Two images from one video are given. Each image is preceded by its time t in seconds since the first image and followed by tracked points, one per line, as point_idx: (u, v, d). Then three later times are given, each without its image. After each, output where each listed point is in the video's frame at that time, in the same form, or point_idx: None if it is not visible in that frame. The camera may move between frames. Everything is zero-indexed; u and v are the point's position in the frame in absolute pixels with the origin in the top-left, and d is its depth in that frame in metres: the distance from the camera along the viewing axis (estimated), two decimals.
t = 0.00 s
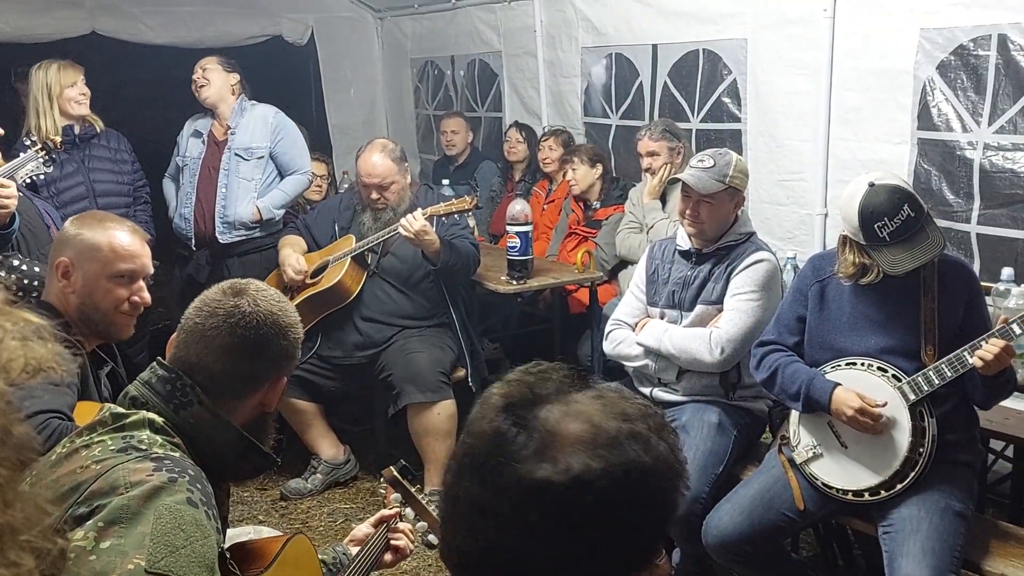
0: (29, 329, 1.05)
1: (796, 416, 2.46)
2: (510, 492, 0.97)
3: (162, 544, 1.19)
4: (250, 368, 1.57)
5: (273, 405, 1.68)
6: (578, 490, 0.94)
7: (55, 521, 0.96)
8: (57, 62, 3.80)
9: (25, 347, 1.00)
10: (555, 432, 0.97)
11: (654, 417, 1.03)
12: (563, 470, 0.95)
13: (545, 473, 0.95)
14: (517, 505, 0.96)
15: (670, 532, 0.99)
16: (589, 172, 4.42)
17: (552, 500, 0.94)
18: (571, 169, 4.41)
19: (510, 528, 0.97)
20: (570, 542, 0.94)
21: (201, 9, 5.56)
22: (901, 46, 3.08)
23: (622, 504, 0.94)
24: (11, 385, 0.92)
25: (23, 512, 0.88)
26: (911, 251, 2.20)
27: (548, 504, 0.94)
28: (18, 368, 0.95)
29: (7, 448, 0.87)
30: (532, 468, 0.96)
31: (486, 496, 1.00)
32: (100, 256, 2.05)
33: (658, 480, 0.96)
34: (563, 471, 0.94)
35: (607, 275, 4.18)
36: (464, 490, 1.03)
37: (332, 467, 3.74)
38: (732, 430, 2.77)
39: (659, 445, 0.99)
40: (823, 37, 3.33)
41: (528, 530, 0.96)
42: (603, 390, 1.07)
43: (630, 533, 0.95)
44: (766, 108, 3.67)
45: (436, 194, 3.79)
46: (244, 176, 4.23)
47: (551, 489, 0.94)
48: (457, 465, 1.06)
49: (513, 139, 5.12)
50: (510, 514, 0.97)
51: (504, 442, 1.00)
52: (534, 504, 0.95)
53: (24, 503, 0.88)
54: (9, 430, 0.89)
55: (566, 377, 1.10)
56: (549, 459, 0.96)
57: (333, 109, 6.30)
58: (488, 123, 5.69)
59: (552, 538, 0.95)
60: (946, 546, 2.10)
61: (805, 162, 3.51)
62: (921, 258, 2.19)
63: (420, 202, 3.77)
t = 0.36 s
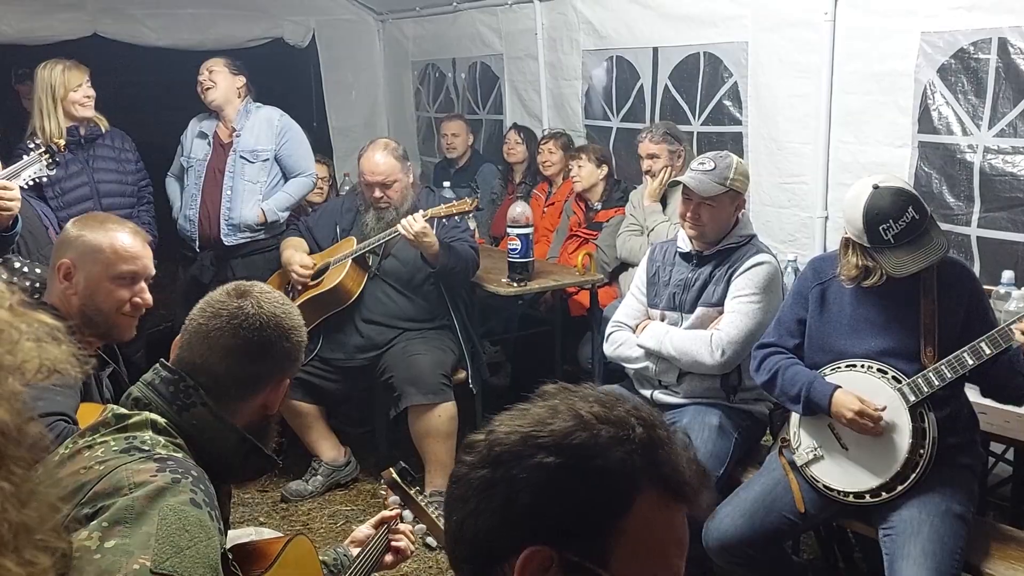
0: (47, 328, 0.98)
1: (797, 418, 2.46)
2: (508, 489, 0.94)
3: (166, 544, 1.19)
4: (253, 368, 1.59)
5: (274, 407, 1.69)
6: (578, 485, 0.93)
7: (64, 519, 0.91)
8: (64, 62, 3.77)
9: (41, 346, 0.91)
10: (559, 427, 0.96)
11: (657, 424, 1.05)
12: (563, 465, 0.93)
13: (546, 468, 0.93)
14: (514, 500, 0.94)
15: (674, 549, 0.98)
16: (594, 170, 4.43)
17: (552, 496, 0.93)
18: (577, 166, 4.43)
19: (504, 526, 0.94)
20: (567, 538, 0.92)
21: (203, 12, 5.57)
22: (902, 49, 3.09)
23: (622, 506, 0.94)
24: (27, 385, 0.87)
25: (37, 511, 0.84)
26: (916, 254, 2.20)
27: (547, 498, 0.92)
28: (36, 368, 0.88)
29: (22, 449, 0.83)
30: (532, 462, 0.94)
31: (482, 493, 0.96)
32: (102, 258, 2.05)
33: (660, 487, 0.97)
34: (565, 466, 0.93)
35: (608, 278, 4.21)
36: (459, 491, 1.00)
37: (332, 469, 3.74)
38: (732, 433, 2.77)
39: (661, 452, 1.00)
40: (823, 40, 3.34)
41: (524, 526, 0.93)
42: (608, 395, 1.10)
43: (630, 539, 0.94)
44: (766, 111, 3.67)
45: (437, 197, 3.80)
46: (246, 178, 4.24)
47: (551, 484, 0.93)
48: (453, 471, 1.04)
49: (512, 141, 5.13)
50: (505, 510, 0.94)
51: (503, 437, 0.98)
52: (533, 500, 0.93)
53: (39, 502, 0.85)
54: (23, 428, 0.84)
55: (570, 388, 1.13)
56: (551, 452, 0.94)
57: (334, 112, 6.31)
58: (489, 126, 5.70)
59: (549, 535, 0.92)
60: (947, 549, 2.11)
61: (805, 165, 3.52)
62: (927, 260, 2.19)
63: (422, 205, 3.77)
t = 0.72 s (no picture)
0: (49, 326, 0.97)
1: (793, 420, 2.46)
2: (530, 492, 0.96)
3: (164, 544, 1.19)
4: (240, 355, 1.59)
5: (272, 400, 1.65)
6: (600, 493, 0.95)
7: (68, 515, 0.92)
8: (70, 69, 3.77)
9: (45, 344, 0.92)
10: (586, 435, 0.98)
11: (685, 444, 1.05)
12: (587, 472, 0.95)
13: (571, 475, 0.95)
14: (535, 503, 0.96)
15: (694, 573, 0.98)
16: (594, 171, 4.43)
17: (575, 502, 0.94)
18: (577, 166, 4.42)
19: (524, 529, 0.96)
20: (585, 544, 0.93)
21: (202, 13, 5.57)
22: (899, 52, 3.09)
23: (644, 515, 0.95)
24: (31, 383, 0.87)
25: (41, 508, 0.84)
26: (920, 253, 2.21)
27: (569, 505, 0.94)
28: (40, 368, 0.88)
29: (26, 445, 0.83)
30: (556, 467, 0.96)
31: (506, 494, 0.99)
32: (102, 259, 2.05)
33: (683, 504, 0.98)
34: (590, 474, 0.95)
35: (606, 280, 4.21)
36: (482, 492, 1.02)
37: (330, 471, 3.73)
38: (730, 435, 2.77)
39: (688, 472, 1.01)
40: (821, 43, 3.34)
41: (545, 529, 0.94)
42: (641, 410, 1.11)
43: (648, 554, 0.95)
44: (764, 113, 3.68)
45: (435, 198, 3.80)
46: (244, 180, 4.24)
47: (574, 491, 0.95)
48: (479, 472, 1.05)
49: (508, 143, 5.13)
50: (525, 513, 0.96)
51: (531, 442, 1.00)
52: (556, 505, 0.95)
53: (42, 499, 0.84)
54: (28, 426, 0.84)
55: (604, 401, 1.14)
56: (577, 460, 0.96)
57: (332, 113, 6.31)
58: (487, 127, 5.71)
59: (568, 540, 0.93)
60: (944, 551, 2.11)
61: (802, 167, 3.52)
62: (930, 259, 2.20)
63: (419, 206, 3.77)
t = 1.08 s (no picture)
0: (48, 326, 0.97)
1: (792, 423, 2.46)
2: (536, 493, 0.96)
3: (165, 545, 1.19)
4: (237, 345, 1.59)
5: (267, 398, 1.60)
6: (608, 497, 0.94)
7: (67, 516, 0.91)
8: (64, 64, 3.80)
9: (46, 345, 0.91)
10: (596, 438, 0.98)
11: (693, 452, 1.04)
12: (594, 477, 0.95)
13: (578, 478, 0.95)
14: (541, 505, 0.95)
15: None
16: (593, 173, 4.43)
17: (581, 506, 0.94)
18: (575, 168, 4.45)
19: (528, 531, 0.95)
20: (591, 548, 0.93)
21: (201, 14, 5.56)
22: (898, 54, 3.10)
23: (652, 521, 0.95)
24: (31, 384, 0.86)
25: (41, 508, 0.84)
26: (919, 257, 2.21)
27: (577, 508, 0.94)
28: (40, 368, 0.88)
29: (26, 445, 0.82)
30: (563, 470, 0.96)
31: (512, 495, 0.99)
32: (102, 260, 2.04)
33: (690, 512, 0.98)
34: (599, 478, 0.95)
35: (604, 282, 4.21)
36: (488, 492, 1.02)
37: (328, 472, 3.72)
38: (729, 437, 2.77)
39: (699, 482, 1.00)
40: (820, 44, 3.35)
41: (549, 531, 0.94)
42: (653, 416, 1.10)
43: (653, 561, 0.94)
44: (762, 116, 3.68)
45: (433, 200, 3.80)
46: (243, 182, 4.24)
47: (581, 494, 0.94)
48: (484, 471, 1.05)
49: (507, 145, 5.15)
50: (531, 515, 0.96)
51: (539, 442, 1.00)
52: (564, 507, 0.94)
53: (42, 500, 0.84)
54: (28, 426, 0.84)
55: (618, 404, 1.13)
56: (586, 462, 0.96)
57: (332, 115, 6.31)
58: (485, 129, 5.72)
59: (574, 544, 0.93)
60: (944, 555, 2.10)
61: (801, 169, 3.52)
62: (931, 262, 2.20)
63: (418, 207, 3.77)
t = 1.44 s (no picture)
0: (42, 330, 0.95)
1: (791, 426, 2.45)
2: (462, 473, 1.09)
3: (164, 547, 1.18)
4: (236, 348, 1.58)
5: (265, 400, 1.59)
6: (524, 469, 1.05)
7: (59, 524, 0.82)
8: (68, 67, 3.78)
9: (37, 348, 0.86)
10: (514, 421, 1.12)
11: (611, 421, 1.13)
12: (509, 450, 1.07)
13: (495, 452, 1.08)
14: (464, 482, 1.08)
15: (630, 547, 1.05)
16: (593, 176, 4.42)
17: (498, 480, 1.06)
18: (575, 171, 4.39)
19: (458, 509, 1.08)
20: (511, 514, 1.04)
21: (201, 16, 5.55)
22: (898, 56, 3.09)
23: (563, 478, 1.04)
24: (21, 387, 0.82)
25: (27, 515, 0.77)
26: (917, 267, 2.20)
27: (494, 481, 1.06)
28: (31, 372, 0.84)
29: (13, 450, 0.77)
30: (481, 446, 1.09)
31: (447, 478, 1.13)
32: (101, 261, 1.98)
33: (607, 472, 1.06)
34: (515, 451, 1.07)
35: (604, 284, 4.20)
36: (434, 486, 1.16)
37: (327, 474, 3.71)
38: (729, 440, 2.76)
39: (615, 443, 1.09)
40: (820, 46, 3.34)
41: (473, 504, 1.06)
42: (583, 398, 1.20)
43: (571, 515, 1.03)
44: (763, 118, 3.68)
45: (433, 202, 3.79)
46: (242, 183, 4.24)
47: (495, 468, 1.07)
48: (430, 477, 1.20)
49: (508, 147, 5.13)
50: (460, 493, 1.08)
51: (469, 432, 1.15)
52: (482, 481, 1.07)
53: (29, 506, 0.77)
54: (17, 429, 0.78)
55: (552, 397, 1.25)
56: (501, 439, 1.09)
57: (332, 117, 6.30)
58: (485, 131, 5.71)
59: (495, 514, 1.05)
60: (943, 559, 2.10)
61: (802, 172, 3.52)
62: (930, 271, 2.19)
63: (417, 209, 3.77)
